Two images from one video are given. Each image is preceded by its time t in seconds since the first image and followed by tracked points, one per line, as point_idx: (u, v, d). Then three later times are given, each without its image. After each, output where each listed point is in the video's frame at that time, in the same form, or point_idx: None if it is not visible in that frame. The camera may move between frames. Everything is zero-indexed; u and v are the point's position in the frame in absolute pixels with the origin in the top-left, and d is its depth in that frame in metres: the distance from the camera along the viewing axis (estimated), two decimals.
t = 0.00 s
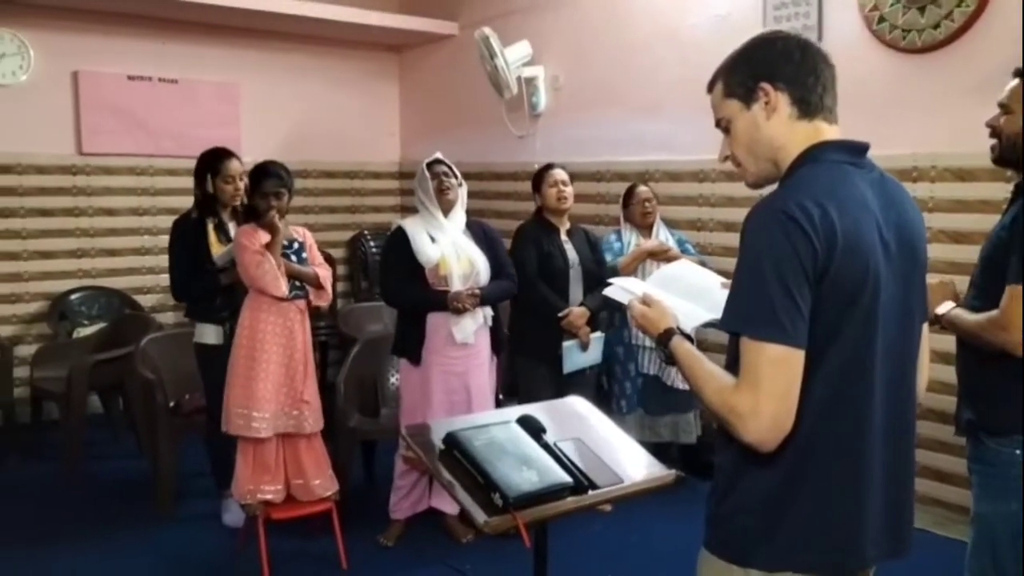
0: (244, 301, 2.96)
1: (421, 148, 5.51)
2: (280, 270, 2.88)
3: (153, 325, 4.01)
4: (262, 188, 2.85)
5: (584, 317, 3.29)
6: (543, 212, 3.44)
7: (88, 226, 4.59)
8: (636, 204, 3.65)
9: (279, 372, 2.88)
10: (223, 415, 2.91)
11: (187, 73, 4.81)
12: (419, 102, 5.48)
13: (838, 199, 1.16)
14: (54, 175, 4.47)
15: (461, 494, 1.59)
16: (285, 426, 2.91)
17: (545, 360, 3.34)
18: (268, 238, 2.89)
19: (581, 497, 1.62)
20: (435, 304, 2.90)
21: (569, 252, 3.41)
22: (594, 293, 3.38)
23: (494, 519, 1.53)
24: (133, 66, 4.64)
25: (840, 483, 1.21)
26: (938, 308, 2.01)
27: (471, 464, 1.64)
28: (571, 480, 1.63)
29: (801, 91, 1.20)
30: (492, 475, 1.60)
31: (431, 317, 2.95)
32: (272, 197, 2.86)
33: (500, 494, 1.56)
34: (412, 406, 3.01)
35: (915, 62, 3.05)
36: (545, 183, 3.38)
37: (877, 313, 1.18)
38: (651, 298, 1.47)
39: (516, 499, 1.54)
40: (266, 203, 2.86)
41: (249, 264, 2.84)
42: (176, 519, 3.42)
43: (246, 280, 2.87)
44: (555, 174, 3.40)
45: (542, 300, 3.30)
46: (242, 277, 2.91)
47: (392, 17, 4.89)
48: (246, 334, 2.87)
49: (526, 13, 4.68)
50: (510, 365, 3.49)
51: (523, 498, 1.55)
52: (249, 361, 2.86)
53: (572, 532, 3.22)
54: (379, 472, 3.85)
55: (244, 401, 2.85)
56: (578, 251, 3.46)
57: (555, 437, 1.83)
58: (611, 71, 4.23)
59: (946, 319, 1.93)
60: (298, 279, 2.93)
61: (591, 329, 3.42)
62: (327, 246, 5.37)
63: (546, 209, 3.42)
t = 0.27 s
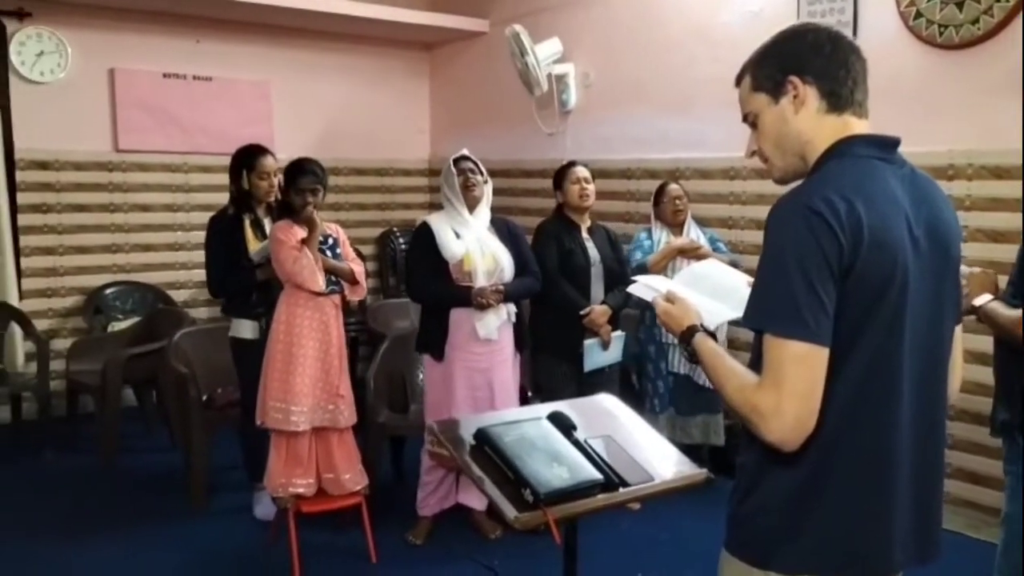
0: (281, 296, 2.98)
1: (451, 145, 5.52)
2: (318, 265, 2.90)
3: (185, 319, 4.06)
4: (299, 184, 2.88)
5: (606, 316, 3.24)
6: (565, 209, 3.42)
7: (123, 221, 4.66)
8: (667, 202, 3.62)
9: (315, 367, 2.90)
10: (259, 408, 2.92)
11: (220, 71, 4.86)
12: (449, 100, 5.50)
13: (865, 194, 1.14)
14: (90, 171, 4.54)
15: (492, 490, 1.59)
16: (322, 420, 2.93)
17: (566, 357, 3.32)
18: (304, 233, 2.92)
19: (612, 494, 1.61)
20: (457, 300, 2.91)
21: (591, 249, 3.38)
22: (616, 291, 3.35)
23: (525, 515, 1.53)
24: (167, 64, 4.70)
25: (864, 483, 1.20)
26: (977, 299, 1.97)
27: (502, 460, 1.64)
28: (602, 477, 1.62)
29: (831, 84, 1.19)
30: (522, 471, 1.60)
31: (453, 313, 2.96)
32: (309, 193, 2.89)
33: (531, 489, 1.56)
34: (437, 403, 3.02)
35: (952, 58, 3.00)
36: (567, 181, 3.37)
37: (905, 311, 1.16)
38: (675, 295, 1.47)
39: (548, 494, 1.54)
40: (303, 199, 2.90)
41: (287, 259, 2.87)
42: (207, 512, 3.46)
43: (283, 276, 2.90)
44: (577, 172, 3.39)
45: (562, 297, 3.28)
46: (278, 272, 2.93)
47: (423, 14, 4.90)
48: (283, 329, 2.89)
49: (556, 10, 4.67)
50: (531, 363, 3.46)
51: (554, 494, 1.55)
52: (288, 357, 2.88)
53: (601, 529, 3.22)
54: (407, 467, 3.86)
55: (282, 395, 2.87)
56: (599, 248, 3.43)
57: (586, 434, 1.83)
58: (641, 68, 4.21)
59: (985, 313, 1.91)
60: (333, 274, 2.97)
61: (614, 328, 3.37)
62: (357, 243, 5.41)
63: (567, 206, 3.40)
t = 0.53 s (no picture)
0: (331, 290, 3.01)
1: (495, 141, 5.53)
2: (370, 260, 2.93)
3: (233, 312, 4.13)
4: (351, 178, 2.88)
5: (649, 314, 3.20)
6: (605, 206, 3.38)
7: (174, 215, 4.75)
8: (717, 199, 3.56)
9: (364, 361, 2.93)
10: (309, 400, 2.96)
11: (269, 67, 4.93)
12: (494, 96, 5.51)
13: (911, 188, 1.12)
14: (142, 167, 4.64)
15: (537, 485, 1.60)
16: (371, 414, 2.97)
17: (607, 356, 3.29)
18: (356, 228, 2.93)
19: (658, 492, 1.60)
20: (488, 296, 2.93)
21: (633, 247, 3.34)
22: (659, 289, 3.35)
23: (570, 511, 1.54)
24: (218, 61, 4.78)
25: (907, 485, 1.17)
26: None
27: (548, 456, 1.64)
28: (649, 476, 1.61)
29: (878, 77, 1.16)
30: (569, 468, 1.59)
31: (487, 309, 2.98)
32: (361, 186, 2.89)
33: (577, 486, 1.56)
34: (470, 397, 3.04)
35: (1010, 53, 2.93)
36: (608, 178, 3.32)
37: (951, 309, 1.13)
38: (713, 291, 1.46)
39: (594, 491, 1.54)
40: (354, 193, 2.90)
41: (339, 253, 2.89)
42: (254, 502, 3.52)
43: (335, 270, 2.93)
44: (619, 169, 3.33)
45: (604, 296, 3.25)
46: (329, 266, 2.96)
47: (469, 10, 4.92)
48: (333, 324, 2.92)
49: (602, 6, 4.65)
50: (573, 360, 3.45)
51: (600, 491, 1.54)
52: (338, 351, 2.92)
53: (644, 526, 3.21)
54: (449, 462, 3.89)
55: (332, 388, 2.91)
56: (642, 246, 3.39)
57: (633, 432, 1.82)
58: (688, 63, 4.17)
59: None
60: (383, 269, 2.99)
61: (654, 325, 3.30)
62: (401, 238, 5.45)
63: (608, 202, 3.36)
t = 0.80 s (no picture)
0: (382, 288, 3.04)
1: (541, 139, 5.53)
2: (420, 257, 2.94)
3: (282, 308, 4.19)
4: (403, 176, 2.91)
5: (700, 314, 3.14)
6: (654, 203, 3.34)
7: (226, 212, 4.84)
8: (772, 197, 3.48)
9: (414, 358, 2.96)
10: (359, 397, 3.01)
11: (319, 67, 5.00)
12: (541, 94, 5.51)
13: (962, 185, 1.09)
14: (195, 164, 4.74)
15: (586, 484, 1.59)
16: (421, 411, 2.99)
17: (657, 355, 3.25)
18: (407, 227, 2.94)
19: (708, 493, 1.58)
20: (524, 294, 2.93)
21: (683, 246, 3.30)
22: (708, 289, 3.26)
23: (620, 511, 1.52)
24: (269, 60, 4.86)
25: (954, 490, 1.14)
26: None
27: (596, 455, 1.63)
28: (699, 476, 1.60)
29: (931, 73, 1.14)
30: (618, 467, 1.58)
31: (522, 308, 2.99)
32: (412, 185, 2.91)
33: (626, 485, 1.55)
34: (507, 396, 3.05)
35: None
36: (660, 176, 3.27)
37: (1004, 311, 1.10)
38: (757, 291, 1.45)
39: (643, 491, 1.53)
40: (406, 191, 2.92)
41: (389, 251, 2.91)
42: (302, 495, 3.58)
43: (386, 268, 2.94)
44: (670, 167, 3.28)
45: (654, 295, 3.22)
46: (380, 264, 2.98)
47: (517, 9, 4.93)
48: (383, 321, 2.95)
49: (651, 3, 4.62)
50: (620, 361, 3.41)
51: (650, 491, 1.53)
52: (387, 347, 2.94)
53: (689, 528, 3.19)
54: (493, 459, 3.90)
55: (381, 384, 2.94)
56: (692, 245, 3.36)
57: (682, 432, 1.81)
58: (738, 60, 4.13)
59: None
60: (433, 268, 2.98)
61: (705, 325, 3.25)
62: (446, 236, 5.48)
63: (658, 200, 3.33)
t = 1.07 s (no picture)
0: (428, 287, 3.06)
1: (583, 138, 5.52)
2: (461, 257, 2.94)
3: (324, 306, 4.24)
4: (448, 176, 2.91)
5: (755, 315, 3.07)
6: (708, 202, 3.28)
7: (270, 211, 4.91)
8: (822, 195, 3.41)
9: (458, 357, 2.95)
10: (405, 394, 3.03)
11: (362, 66, 5.04)
12: (582, 92, 5.49)
13: (1006, 184, 1.07)
14: (241, 164, 4.81)
15: (632, 486, 1.57)
16: (465, 409, 2.99)
17: (712, 356, 3.21)
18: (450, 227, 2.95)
19: (757, 496, 1.57)
20: (560, 294, 2.94)
21: (739, 246, 3.24)
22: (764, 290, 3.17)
23: (666, 513, 1.51)
24: (313, 61, 4.91)
25: (990, 497, 1.10)
26: None
27: (642, 456, 1.62)
28: (747, 479, 1.58)
29: (979, 71, 1.11)
30: (664, 468, 1.57)
31: (555, 308, 2.99)
32: (457, 185, 2.91)
33: (673, 487, 1.53)
34: (540, 395, 3.06)
35: None
36: (713, 174, 3.21)
37: None
38: (797, 293, 1.44)
39: (691, 493, 1.51)
40: (451, 191, 2.92)
41: (432, 250, 2.92)
42: (343, 491, 3.62)
43: (429, 267, 2.96)
44: (724, 165, 3.22)
45: (709, 296, 3.16)
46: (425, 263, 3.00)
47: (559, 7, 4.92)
48: (428, 319, 2.96)
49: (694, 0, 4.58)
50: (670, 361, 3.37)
51: (697, 493, 1.51)
52: (431, 345, 2.95)
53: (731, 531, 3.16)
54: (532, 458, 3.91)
55: (425, 382, 2.95)
56: (747, 245, 3.27)
57: (730, 435, 1.79)
58: (783, 58, 4.07)
59: None
60: (476, 267, 2.98)
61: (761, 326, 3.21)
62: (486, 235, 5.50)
63: (711, 199, 3.27)
